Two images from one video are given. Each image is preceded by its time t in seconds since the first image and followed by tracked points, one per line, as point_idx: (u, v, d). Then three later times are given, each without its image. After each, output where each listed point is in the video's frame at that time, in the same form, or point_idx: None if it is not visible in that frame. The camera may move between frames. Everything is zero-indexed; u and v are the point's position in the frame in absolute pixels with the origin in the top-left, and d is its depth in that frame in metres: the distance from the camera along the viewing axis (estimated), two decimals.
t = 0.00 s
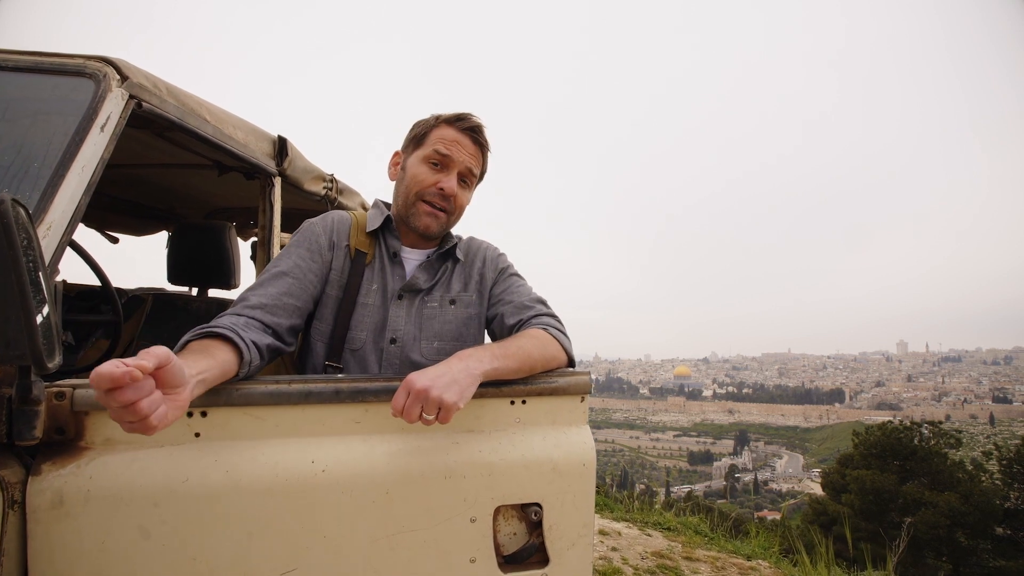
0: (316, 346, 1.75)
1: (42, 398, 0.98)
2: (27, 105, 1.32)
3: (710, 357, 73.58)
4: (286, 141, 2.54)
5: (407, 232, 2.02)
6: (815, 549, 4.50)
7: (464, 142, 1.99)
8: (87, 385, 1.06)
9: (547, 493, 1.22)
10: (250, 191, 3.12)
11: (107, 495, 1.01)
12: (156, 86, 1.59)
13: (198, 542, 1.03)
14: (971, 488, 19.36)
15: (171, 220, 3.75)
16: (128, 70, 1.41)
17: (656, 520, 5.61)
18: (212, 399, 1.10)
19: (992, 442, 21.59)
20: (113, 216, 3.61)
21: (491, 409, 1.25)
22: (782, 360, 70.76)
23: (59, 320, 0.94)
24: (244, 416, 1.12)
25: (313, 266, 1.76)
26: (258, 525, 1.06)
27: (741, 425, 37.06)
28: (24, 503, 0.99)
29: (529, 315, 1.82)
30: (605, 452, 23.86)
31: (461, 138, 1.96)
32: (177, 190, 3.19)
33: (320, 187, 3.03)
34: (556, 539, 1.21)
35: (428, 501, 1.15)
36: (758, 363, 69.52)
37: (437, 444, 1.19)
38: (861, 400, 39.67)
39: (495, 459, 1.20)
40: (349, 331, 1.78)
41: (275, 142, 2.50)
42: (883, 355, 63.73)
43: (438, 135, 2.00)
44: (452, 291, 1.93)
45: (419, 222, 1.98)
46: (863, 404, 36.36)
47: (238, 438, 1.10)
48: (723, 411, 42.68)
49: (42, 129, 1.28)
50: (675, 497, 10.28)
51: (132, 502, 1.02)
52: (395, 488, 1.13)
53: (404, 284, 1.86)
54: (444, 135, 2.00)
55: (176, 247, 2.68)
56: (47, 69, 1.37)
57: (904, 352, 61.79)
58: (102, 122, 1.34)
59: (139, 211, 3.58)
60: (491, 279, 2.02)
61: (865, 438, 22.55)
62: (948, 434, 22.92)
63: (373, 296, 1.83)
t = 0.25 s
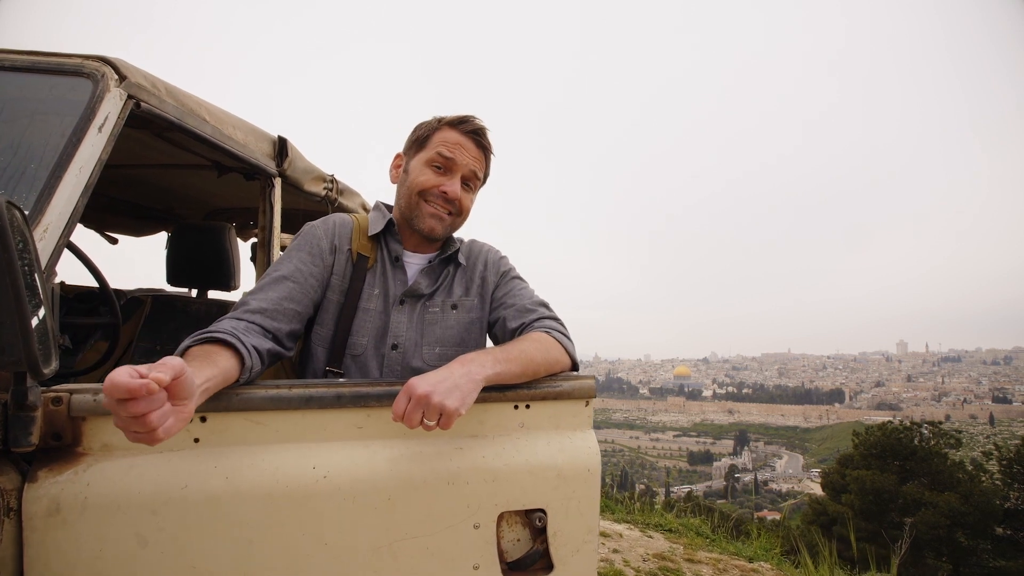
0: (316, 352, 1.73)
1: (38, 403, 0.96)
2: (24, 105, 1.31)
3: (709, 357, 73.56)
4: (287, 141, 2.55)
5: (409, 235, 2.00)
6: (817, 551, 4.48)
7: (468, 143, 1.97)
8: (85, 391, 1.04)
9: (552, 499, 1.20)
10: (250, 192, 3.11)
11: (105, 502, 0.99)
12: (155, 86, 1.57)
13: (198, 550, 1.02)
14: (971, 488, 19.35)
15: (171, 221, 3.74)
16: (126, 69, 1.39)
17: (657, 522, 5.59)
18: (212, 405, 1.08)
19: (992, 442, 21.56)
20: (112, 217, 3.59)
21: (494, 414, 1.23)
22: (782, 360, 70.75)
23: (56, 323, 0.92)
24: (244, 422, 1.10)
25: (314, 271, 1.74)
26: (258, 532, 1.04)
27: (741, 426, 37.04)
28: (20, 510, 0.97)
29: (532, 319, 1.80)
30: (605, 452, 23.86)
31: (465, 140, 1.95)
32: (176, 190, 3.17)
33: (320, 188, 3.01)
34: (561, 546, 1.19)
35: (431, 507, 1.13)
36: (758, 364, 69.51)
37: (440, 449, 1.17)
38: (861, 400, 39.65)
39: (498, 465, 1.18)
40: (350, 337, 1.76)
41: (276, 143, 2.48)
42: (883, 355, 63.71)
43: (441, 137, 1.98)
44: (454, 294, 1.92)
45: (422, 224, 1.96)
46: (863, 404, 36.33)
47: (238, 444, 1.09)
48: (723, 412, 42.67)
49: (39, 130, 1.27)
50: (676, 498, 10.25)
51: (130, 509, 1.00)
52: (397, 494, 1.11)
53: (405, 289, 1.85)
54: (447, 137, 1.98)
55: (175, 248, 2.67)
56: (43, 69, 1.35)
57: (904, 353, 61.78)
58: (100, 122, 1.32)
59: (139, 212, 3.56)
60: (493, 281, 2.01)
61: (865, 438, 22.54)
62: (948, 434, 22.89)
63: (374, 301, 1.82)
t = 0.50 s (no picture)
0: (316, 357, 1.71)
1: (34, 410, 0.95)
2: (22, 105, 1.29)
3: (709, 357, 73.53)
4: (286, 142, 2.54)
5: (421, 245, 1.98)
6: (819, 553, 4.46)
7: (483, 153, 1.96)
8: (82, 397, 1.03)
9: (556, 506, 1.19)
10: (250, 193, 3.09)
11: (104, 510, 0.98)
12: (154, 87, 1.55)
13: (198, 559, 1.00)
14: (971, 488, 19.33)
15: (169, 221, 3.72)
16: (125, 70, 1.38)
17: (659, 523, 5.58)
18: (211, 411, 1.07)
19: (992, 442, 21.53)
20: (110, 218, 3.57)
21: (499, 419, 1.22)
22: (782, 360, 70.73)
23: (53, 328, 0.91)
24: (244, 428, 1.08)
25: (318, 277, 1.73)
26: (259, 540, 1.03)
27: (741, 426, 37.02)
28: (16, 519, 0.95)
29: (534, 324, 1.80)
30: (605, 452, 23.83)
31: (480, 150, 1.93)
32: (175, 191, 3.15)
33: (321, 189, 3.00)
34: (566, 553, 1.18)
35: (434, 514, 1.11)
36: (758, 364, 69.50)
37: (443, 455, 1.16)
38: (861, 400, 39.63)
39: (502, 471, 1.16)
40: (352, 344, 1.74)
41: (276, 143, 2.47)
42: (884, 355, 63.70)
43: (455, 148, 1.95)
44: (456, 300, 1.91)
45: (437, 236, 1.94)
46: (863, 404, 36.31)
47: (239, 450, 1.07)
48: (723, 412, 42.65)
49: (36, 131, 1.25)
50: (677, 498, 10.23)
51: (128, 517, 0.98)
52: (400, 502, 1.10)
53: (407, 296, 1.83)
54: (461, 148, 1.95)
55: (175, 250, 2.65)
56: (41, 69, 1.33)
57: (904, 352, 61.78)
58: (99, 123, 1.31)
59: (138, 213, 3.54)
60: (494, 285, 2.00)
61: (865, 439, 22.51)
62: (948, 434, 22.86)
63: (376, 308, 1.80)
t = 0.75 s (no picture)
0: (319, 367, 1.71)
1: (31, 416, 0.93)
2: (19, 106, 1.27)
3: (710, 357, 73.52)
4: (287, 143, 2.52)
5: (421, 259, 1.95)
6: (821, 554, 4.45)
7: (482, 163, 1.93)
8: (80, 403, 1.01)
9: (561, 512, 1.17)
10: (250, 194, 3.07)
11: (102, 518, 0.96)
12: (153, 87, 1.54)
13: (197, 568, 0.98)
14: (971, 488, 19.32)
15: (169, 222, 3.70)
16: (125, 70, 1.36)
17: (660, 524, 5.56)
18: (211, 416, 1.05)
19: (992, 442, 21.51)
20: (109, 219, 3.55)
21: (503, 425, 1.20)
22: (782, 360, 70.72)
23: (50, 332, 0.89)
24: (244, 434, 1.07)
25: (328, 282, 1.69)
26: (259, 549, 1.01)
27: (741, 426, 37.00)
28: (12, 528, 0.94)
29: (535, 327, 1.78)
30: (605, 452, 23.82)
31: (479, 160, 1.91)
32: (174, 192, 3.14)
33: (321, 190, 2.98)
34: (571, 561, 1.16)
35: (436, 522, 1.10)
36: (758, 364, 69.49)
37: (446, 461, 1.14)
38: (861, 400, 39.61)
39: (505, 478, 1.15)
40: (355, 353, 1.73)
41: (276, 144, 2.45)
42: (884, 355, 63.70)
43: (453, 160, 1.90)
44: (456, 308, 1.90)
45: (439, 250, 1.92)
46: (863, 404, 36.29)
47: (239, 456, 1.06)
48: (723, 412, 42.64)
49: (33, 132, 1.23)
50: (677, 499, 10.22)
51: (127, 525, 0.97)
52: (402, 508, 1.08)
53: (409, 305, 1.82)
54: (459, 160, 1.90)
55: (174, 251, 2.64)
56: (39, 70, 1.32)
57: (904, 352, 61.77)
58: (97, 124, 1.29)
59: (137, 213, 3.53)
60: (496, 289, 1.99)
61: (865, 439, 22.49)
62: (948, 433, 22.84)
63: (379, 316, 1.79)
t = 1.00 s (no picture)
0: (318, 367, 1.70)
1: (27, 420, 0.91)
2: (16, 104, 1.26)
3: (709, 357, 73.52)
4: (288, 143, 2.51)
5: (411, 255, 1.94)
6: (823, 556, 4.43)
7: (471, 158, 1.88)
8: (77, 406, 0.99)
9: (566, 517, 1.16)
10: (249, 193, 3.05)
11: (99, 523, 0.95)
12: (153, 86, 1.52)
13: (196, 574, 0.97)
14: (971, 488, 19.29)
15: (168, 221, 3.68)
16: (124, 68, 1.34)
17: (661, 525, 5.55)
18: (210, 420, 1.03)
19: (992, 443, 21.49)
20: (108, 218, 3.53)
21: (507, 428, 1.19)
22: (782, 360, 70.74)
23: (44, 334, 0.88)
24: (243, 438, 1.05)
25: (325, 283, 1.67)
26: (259, 555, 1.00)
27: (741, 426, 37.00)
28: (8, 534, 0.92)
29: (541, 326, 1.76)
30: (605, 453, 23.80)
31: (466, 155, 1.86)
32: (174, 191, 3.12)
33: (321, 189, 2.96)
34: (574, 566, 1.14)
35: (439, 526, 1.08)
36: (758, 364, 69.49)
37: (449, 466, 1.13)
38: (861, 400, 39.61)
39: (508, 482, 1.13)
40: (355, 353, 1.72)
41: (277, 144, 2.44)
42: (883, 355, 63.70)
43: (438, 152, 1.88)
44: (456, 308, 1.89)
45: (426, 247, 1.91)
46: (863, 404, 36.29)
47: (239, 460, 1.04)
48: (723, 412, 42.63)
49: (30, 131, 1.21)
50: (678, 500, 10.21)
51: (125, 530, 0.95)
52: (404, 514, 1.07)
53: (408, 305, 1.80)
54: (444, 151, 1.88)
55: (174, 251, 2.62)
56: (36, 68, 1.30)
57: (904, 353, 61.79)
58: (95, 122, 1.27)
59: (137, 213, 3.51)
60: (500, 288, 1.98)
61: (865, 439, 22.48)
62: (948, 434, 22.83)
63: (377, 316, 1.77)
